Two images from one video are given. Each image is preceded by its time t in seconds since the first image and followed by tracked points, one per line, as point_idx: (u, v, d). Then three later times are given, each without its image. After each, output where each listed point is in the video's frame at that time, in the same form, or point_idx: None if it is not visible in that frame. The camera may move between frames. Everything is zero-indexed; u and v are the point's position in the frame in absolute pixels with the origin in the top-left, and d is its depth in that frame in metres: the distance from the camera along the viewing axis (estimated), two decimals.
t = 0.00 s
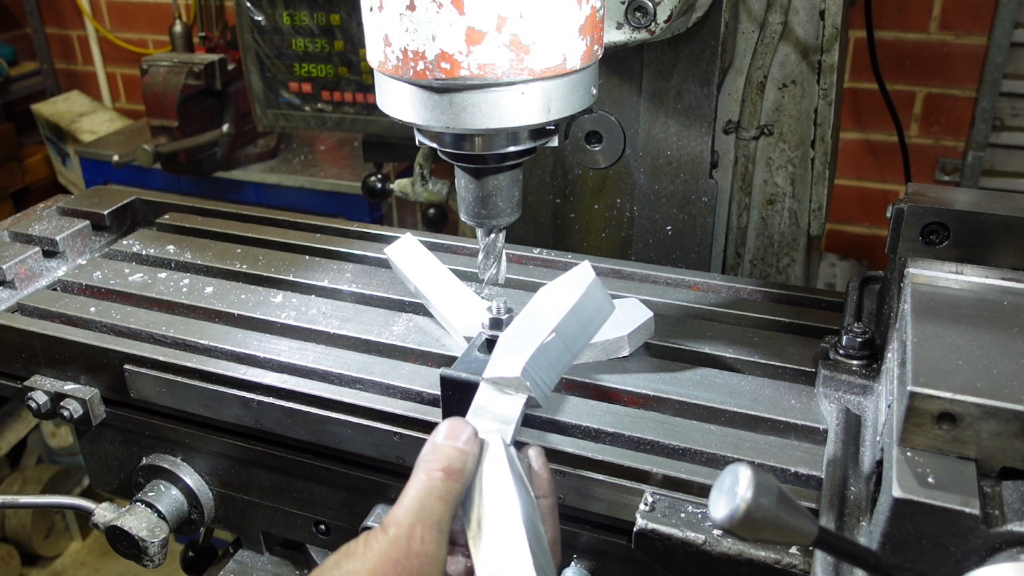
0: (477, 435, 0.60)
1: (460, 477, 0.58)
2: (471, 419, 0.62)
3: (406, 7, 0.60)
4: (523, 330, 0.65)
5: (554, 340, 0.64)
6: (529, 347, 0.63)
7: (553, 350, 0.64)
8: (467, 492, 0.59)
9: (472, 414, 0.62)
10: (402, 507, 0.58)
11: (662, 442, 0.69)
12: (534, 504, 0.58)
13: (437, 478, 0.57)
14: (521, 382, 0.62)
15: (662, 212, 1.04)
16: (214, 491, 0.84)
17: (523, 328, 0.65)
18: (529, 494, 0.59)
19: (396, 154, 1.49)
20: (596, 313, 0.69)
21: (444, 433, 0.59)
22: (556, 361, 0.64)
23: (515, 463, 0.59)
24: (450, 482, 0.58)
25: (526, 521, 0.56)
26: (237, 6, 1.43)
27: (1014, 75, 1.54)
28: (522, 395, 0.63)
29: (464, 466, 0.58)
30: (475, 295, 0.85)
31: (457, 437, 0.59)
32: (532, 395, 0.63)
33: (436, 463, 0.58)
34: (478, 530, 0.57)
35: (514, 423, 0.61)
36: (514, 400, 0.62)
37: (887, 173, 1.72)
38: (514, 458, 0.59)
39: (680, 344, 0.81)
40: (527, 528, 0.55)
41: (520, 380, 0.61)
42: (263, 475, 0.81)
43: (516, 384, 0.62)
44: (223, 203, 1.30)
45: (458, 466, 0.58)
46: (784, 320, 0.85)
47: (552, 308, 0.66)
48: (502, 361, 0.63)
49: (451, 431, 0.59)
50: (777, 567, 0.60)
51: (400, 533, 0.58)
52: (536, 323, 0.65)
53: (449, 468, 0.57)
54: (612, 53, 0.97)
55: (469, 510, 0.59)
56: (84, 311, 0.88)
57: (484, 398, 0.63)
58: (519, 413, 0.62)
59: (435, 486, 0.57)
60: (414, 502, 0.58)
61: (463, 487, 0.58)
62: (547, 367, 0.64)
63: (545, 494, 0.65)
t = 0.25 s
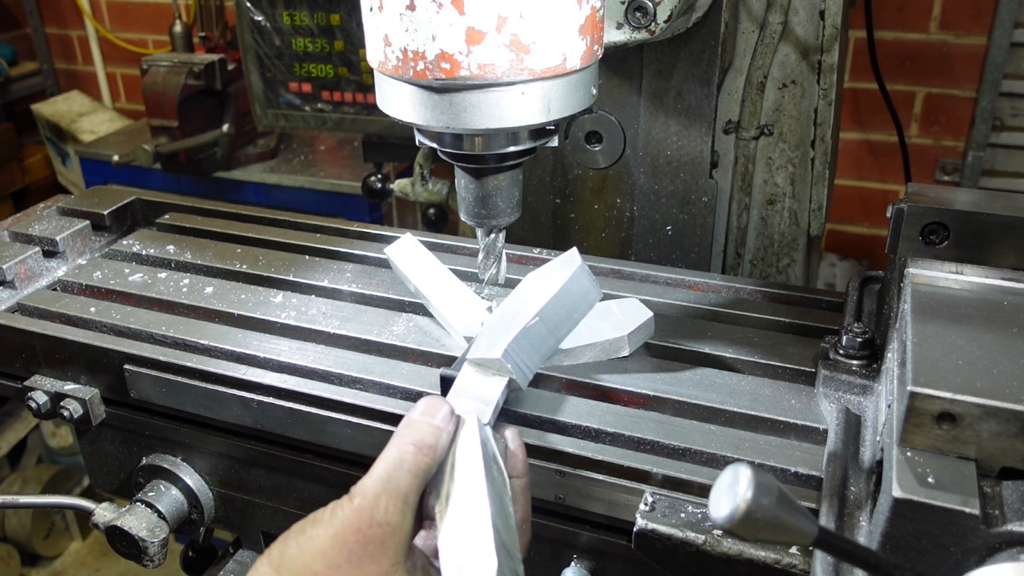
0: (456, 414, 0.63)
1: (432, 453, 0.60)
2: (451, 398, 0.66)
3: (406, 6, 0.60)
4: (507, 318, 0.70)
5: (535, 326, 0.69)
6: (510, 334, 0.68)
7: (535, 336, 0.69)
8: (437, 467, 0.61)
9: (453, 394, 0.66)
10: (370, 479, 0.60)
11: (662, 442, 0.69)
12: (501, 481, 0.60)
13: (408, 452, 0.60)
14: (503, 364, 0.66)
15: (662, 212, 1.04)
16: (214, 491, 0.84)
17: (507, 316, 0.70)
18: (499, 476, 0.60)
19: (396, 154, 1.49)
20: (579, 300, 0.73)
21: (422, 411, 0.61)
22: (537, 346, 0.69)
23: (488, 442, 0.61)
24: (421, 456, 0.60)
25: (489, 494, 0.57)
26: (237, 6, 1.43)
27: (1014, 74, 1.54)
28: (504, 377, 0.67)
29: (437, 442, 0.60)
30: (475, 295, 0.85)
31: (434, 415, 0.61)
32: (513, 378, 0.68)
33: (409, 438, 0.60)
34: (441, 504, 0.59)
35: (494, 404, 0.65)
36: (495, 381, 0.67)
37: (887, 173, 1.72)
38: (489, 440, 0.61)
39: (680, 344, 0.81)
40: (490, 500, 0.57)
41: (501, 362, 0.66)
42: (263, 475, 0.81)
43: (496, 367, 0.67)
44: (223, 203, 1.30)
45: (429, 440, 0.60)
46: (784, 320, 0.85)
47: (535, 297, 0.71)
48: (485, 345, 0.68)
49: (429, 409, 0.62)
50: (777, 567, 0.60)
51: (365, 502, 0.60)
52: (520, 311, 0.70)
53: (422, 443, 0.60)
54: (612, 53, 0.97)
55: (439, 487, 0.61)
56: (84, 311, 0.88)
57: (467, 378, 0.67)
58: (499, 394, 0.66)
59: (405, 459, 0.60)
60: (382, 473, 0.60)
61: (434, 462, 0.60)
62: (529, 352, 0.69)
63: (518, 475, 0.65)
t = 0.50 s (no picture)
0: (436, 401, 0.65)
1: (404, 436, 0.61)
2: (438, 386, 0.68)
3: (406, 7, 0.60)
4: (498, 314, 0.71)
5: (521, 325, 0.68)
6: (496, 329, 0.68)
7: (523, 335, 0.68)
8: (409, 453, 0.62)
9: (442, 385, 0.68)
10: (338, 456, 0.61)
11: (662, 442, 0.69)
12: (469, 472, 0.60)
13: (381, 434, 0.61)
14: (487, 358, 0.67)
15: (662, 212, 1.04)
16: (214, 491, 0.84)
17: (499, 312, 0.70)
18: (466, 466, 0.60)
19: (396, 154, 1.50)
20: (571, 301, 0.70)
21: (403, 397, 0.63)
22: (525, 344, 0.69)
23: (461, 431, 0.62)
24: (395, 438, 0.61)
25: (451, 478, 0.56)
26: (237, 6, 1.43)
27: (1014, 74, 1.54)
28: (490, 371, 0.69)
29: (411, 426, 0.62)
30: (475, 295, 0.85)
31: (413, 401, 0.63)
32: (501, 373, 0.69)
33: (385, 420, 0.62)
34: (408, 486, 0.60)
35: (477, 395, 0.66)
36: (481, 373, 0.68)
37: (887, 173, 1.72)
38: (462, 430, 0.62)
39: (680, 344, 0.81)
40: (450, 486, 0.55)
41: (484, 356, 0.67)
42: (263, 474, 0.81)
43: (481, 359, 0.68)
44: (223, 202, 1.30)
45: (403, 422, 0.61)
46: (784, 320, 0.85)
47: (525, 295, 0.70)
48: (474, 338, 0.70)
49: (410, 396, 0.64)
50: (777, 567, 0.60)
51: (329, 476, 0.61)
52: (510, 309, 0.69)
53: (398, 426, 0.61)
54: (612, 53, 0.97)
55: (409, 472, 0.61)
56: (84, 312, 0.88)
57: (455, 367, 0.69)
58: (482, 388, 0.67)
59: (377, 438, 0.61)
60: (351, 450, 0.61)
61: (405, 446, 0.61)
62: (518, 349, 0.69)
63: (490, 466, 0.65)
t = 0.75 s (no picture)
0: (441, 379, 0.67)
1: (406, 412, 0.63)
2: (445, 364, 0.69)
3: (406, 7, 0.60)
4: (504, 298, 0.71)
5: (528, 307, 0.68)
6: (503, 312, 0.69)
7: (530, 318, 0.69)
8: (410, 429, 0.64)
9: (449, 368, 0.69)
10: (338, 428, 0.62)
11: (662, 442, 0.69)
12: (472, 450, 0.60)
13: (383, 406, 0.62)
14: (493, 339, 0.68)
15: (662, 212, 1.04)
16: (214, 491, 0.84)
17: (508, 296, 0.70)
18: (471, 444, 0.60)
19: (396, 154, 1.50)
20: (579, 284, 0.70)
21: (409, 376, 0.66)
22: (533, 327, 0.69)
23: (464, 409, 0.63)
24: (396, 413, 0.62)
25: (450, 454, 0.56)
26: (237, 6, 1.43)
27: (1015, 75, 1.54)
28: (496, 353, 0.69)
29: (413, 403, 0.63)
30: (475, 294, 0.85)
31: (417, 380, 0.65)
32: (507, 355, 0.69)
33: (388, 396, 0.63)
34: (408, 460, 0.61)
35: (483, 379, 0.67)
36: (487, 355, 0.69)
37: (887, 173, 1.72)
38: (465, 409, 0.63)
39: (680, 344, 0.81)
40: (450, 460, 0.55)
41: (491, 337, 0.68)
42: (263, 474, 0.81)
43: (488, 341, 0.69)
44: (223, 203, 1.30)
45: (405, 398, 0.63)
46: (784, 320, 0.85)
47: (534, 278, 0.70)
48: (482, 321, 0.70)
49: (415, 375, 0.66)
50: (777, 567, 0.60)
51: (327, 448, 0.61)
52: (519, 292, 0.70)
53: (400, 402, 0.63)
54: (612, 53, 0.97)
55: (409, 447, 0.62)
56: (84, 312, 0.88)
57: (462, 348, 0.70)
58: (489, 370, 0.68)
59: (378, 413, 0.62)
60: (352, 422, 0.62)
61: (407, 422, 0.63)
62: (525, 333, 0.69)
63: (495, 446, 0.66)
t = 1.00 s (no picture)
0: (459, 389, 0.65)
1: (426, 422, 0.61)
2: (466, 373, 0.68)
3: (406, 7, 0.60)
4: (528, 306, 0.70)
5: (552, 317, 0.67)
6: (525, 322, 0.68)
7: (553, 327, 0.68)
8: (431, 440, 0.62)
9: (466, 376, 0.68)
10: (356, 439, 0.61)
11: (662, 442, 0.69)
12: (494, 463, 0.59)
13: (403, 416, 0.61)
14: (516, 349, 0.67)
15: (662, 212, 1.04)
16: (214, 491, 0.84)
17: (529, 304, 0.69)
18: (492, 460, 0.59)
19: (396, 154, 1.49)
20: (605, 293, 0.70)
21: (426, 385, 0.64)
22: (555, 337, 0.68)
23: (485, 421, 0.62)
24: (416, 424, 0.61)
25: (473, 468, 0.56)
26: (237, 6, 1.43)
27: (1014, 74, 1.54)
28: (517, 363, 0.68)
29: (434, 414, 0.62)
30: (475, 294, 0.85)
31: (437, 389, 0.63)
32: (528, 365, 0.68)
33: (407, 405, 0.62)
34: (428, 475, 0.60)
35: (502, 389, 0.66)
36: (508, 365, 0.68)
37: (887, 173, 1.72)
38: (486, 422, 0.62)
39: (680, 344, 0.81)
40: (473, 476, 0.55)
41: (515, 347, 0.67)
42: (263, 474, 0.81)
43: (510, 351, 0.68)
44: (223, 202, 1.30)
45: (425, 410, 0.61)
46: (784, 320, 0.85)
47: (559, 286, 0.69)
48: (503, 330, 0.69)
49: (431, 383, 0.64)
50: (777, 567, 0.60)
51: (345, 460, 0.60)
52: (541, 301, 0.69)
53: (421, 414, 0.61)
54: (612, 53, 0.97)
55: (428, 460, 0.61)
56: (84, 311, 0.88)
57: (484, 357, 0.69)
58: (510, 380, 0.67)
59: (397, 424, 0.61)
60: (371, 433, 0.60)
61: (426, 433, 0.61)
62: (548, 343, 0.68)
63: (516, 460, 0.65)
